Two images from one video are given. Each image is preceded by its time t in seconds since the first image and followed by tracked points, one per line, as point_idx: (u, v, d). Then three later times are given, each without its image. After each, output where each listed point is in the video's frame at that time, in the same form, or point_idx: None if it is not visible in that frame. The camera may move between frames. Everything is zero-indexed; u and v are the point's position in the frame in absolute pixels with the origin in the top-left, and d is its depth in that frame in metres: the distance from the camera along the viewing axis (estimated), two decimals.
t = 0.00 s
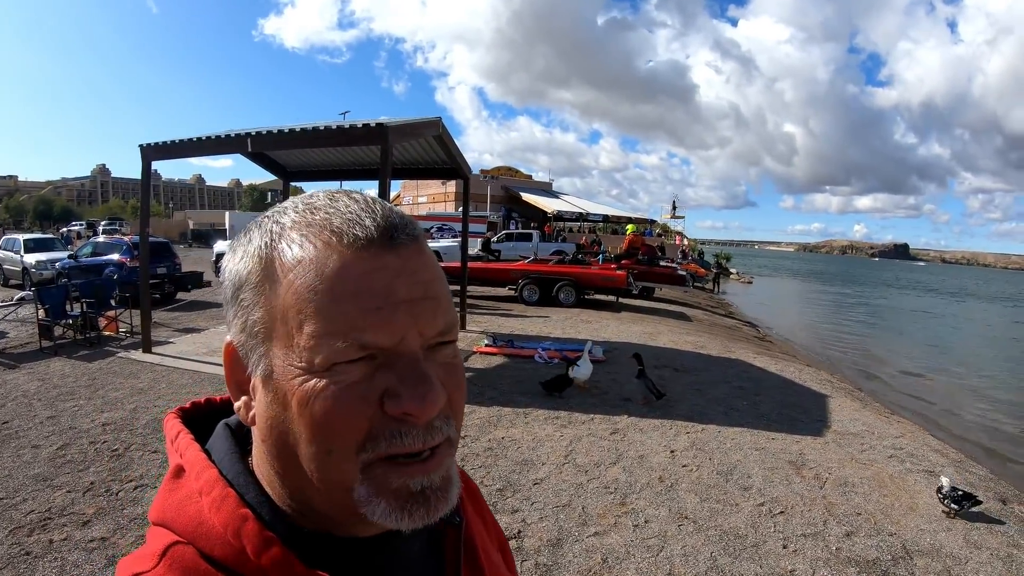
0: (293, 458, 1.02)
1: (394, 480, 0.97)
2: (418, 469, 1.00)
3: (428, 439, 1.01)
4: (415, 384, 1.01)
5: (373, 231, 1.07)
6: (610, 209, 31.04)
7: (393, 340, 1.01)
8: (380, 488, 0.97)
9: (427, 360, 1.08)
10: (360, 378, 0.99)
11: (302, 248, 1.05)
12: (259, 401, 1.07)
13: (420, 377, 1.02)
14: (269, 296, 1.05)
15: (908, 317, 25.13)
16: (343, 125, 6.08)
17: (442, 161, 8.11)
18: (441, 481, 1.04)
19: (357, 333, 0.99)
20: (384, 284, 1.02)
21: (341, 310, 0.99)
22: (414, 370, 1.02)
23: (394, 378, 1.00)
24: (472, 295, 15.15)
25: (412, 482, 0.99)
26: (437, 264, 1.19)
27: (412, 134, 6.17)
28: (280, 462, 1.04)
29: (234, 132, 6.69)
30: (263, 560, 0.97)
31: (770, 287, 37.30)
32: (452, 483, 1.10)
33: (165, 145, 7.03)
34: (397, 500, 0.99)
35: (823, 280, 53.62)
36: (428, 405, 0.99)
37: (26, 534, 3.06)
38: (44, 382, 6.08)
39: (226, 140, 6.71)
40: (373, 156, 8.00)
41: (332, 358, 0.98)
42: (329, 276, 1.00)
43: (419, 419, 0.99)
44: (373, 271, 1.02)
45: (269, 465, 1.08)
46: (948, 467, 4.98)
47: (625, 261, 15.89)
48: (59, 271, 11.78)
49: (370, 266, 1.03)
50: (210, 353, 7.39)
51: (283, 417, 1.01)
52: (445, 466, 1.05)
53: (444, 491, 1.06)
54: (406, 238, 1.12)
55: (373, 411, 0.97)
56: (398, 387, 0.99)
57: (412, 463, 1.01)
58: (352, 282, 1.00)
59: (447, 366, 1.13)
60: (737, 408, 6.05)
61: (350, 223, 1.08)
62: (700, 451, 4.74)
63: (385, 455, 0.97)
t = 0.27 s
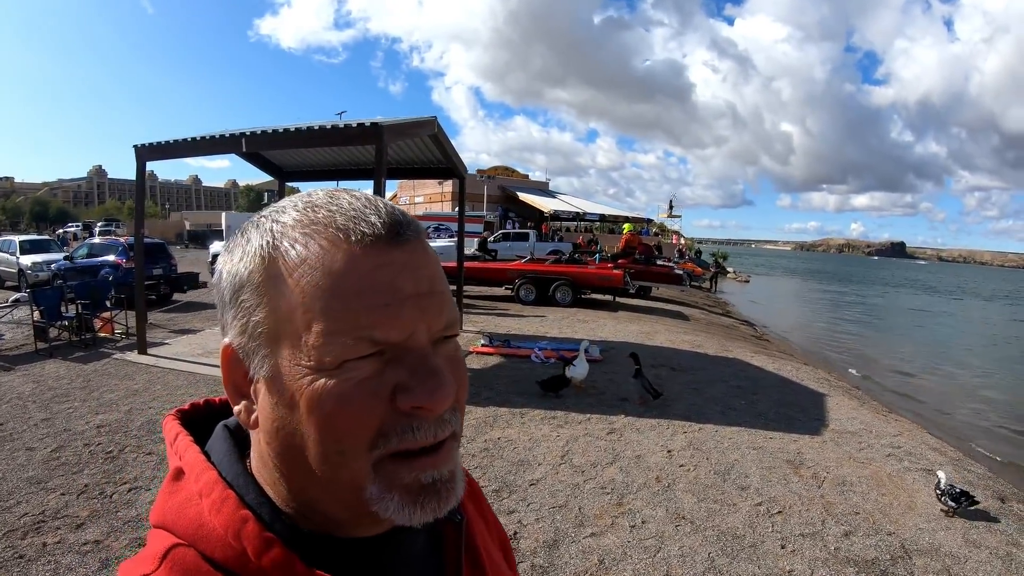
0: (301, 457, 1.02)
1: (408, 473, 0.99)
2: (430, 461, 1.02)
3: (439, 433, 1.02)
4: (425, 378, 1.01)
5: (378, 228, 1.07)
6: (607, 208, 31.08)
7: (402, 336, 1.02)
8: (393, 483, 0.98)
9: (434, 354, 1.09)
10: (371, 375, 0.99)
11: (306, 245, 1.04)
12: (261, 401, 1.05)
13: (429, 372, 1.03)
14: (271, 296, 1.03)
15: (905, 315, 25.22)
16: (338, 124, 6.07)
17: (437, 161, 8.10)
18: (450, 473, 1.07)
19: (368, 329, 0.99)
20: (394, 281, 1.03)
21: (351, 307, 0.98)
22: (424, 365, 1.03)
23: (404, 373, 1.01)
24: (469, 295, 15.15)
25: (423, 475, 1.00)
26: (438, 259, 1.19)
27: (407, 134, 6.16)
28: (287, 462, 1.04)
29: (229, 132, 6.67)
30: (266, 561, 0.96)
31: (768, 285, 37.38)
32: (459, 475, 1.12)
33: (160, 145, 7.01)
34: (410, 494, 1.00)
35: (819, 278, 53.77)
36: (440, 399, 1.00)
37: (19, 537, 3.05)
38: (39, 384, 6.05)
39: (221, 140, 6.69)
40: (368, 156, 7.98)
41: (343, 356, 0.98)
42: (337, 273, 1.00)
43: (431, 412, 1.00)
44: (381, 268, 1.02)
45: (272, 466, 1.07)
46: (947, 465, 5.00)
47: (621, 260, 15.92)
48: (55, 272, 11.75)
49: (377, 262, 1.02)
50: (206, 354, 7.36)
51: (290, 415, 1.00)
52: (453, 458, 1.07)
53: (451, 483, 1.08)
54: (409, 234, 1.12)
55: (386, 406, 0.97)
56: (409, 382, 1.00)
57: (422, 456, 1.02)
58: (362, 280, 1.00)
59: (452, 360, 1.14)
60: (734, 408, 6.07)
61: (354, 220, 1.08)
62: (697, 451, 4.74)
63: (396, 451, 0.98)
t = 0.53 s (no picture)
0: (304, 449, 1.01)
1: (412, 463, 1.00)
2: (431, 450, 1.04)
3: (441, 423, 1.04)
4: (430, 368, 1.02)
5: (381, 220, 1.07)
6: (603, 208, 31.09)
7: (406, 326, 1.03)
8: (397, 472, 1.00)
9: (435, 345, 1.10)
10: (376, 365, 0.99)
11: (309, 237, 1.03)
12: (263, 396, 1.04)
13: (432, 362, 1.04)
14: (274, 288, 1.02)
15: (901, 313, 25.31)
16: (333, 124, 6.05)
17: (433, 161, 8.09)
18: (449, 463, 1.09)
19: (374, 319, 0.99)
20: (400, 271, 1.03)
21: (357, 298, 0.98)
22: (428, 355, 1.04)
23: (409, 363, 1.01)
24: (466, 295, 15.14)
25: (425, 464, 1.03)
26: (435, 252, 1.21)
27: (402, 133, 6.15)
28: (288, 454, 1.03)
29: (223, 132, 6.65)
30: (259, 550, 0.96)
31: (765, 284, 37.45)
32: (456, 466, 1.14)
33: (154, 146, 6.98)
34: (414, 483, 1.02)
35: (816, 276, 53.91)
36: (444, 389, 1.02)
37: (12, 540, 3.03)
38: (34, 386, 6.01)
39: (215, 141, 6.67)
40: (363, 156, 7.97)
41: (349, 346, 0.98)
42: (342, 265, 1.00)
43: (435, 401, 1.01)
44: (386, 258, 1.03)
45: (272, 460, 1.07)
46: (944, 463, 5.02)
47: (617, 259, 15.93)
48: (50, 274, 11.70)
49: (383, 253, 1.03)
50: (202, 356, 7.34)
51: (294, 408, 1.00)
52: (451, 447, 1.09)
53: (449, 472, 1.10)
54: (410, 227, 1.13)
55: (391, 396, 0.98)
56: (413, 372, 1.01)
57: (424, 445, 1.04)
58: (368, 271, 1.00)
59: (450, 351, 1.16)
60: (730, 407, 6.07)
61: (357, 210, 1.08)
62: (693, 450, 4.75)
63: (400, 440, 0.99)
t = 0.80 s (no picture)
0: (304, 420, 1.07)
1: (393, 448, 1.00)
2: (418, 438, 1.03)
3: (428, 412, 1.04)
4: (419, 352, 1.03)
5: (391, 206, 1.12)
6: (598, 208, 31.13)
7: (401, 310, 1.05)
8: (380, 456, 1.00)
9: (436, 333, 1.11)
10: (367, 345, 1.03)
11: (325, 220, 1.13)
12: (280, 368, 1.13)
13: (425, 348, 1.05)
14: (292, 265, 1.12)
15: (896, 312, 25.44)
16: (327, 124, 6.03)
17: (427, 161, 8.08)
18: (442, 458, 1.06)
19: (367, 299, 1.03)
20: (397, 257, 1.07)
21: (353, 278, 1.04)
22: (421, 340, 1.06)
23: (399, 347, 1.04)
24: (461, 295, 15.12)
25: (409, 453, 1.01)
26: (455, 245, 1.22)
27: (398, 133, 6.13)
28: (294, 423, 1.10)
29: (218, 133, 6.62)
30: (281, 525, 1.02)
31: (760, 284, 37.58)
32: (456, 462, 1.12)
33: (148, 148, 6.95)
34: (393, 470, 1.01)
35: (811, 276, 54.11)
36: (429, 376, 1.01)
37: (7, 543, 3.01)
38: (28, 389, 5.97)
39: (209, 142, 6.64)
40: (357, 156, 7.95)
41: (342, 323, 1.02)
42: (346, 246, 1.06)
43: (420, 387, 1.01)
44: (386, 243, 1.07)
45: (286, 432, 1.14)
46: (941, 460, 5.04)
47: (613, 259, 15.97)
48: (44, 277, 11.63)
49: (383, 237, 1.08)
50: (197, 357, 7.30)
51: (298, 382, 1.07)
52: (447, 441, 1.07)
53: (443, 469, 1.07)
54: (422, 216, 1.16)
55: (377, 377, 1.01)
56: (402, 355, 1.03)
57: (416, 433, 1.03)
58: (366, 254, 1.06)
59: (458, 343, 1.15)
60: (727, 405, 6.09)
61: (370, 198, 1.14)
62: (690, 449, 4.76)
63: (385, 423, 1.00)
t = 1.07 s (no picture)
0: (324, 432, 1.09)
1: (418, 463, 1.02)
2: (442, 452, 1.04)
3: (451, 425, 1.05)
4: (441, 366, 1.05)
5: (409, 216, 1.12)
6: (592, 208, 31.19)
7: (422, 322, 1.06)
8: (403, 469, 1.02)
9: (455, 343, 1.12)
10: (388, 359, 1.04)
11: (341, 229, 1.13)
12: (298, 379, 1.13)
13: (446, 361, 1.07)
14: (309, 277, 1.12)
15: (888, 310, 25.63)
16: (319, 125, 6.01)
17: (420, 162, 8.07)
18: (464, 469, 1.08)
19: (389, 314, 1.04)
20: (417, 270, 1.08)
21: (373, 291, 1.04)
22: (442, 353, 1.07)
23: (420, 360, 1.05)
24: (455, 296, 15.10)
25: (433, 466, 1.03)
26: (471, 251, 1.23)
27: (390, 134, 6.11)
28: (313, 435, 1.11)
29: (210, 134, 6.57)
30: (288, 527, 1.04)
31: (752, 283, 37.77)
32: (477, 472, 1.14)
33: (139, 149, 6.90)
34: (418, 484, 1.03)
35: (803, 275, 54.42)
36: (452, 390, 1.03)
37: None
38: (19, 393, 5.90)
39: (201, 143, 6.60)
40: (350, 157, 7.93)
41: (364, 338, 1.04)
42: (365, 258, 1.06)
43: (444, 401, 1.02)
44: (406, 254, 1.08)
45: (303, 442, 1.16)
46: (936, 458, 5.08)
47: (606, 259, 16.00)
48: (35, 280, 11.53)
49: (401, 249, 1.08)
50: (190, 360, 7.25)
51: (319, 395, 1.07)
52: (470, 452, 1.09)
53: (465, 479, 1.09)
54: (439, 224, 1.16)
55: (402, 390, 1.02)
56: (424, 369, 1.04)
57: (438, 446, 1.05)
58: (386, 267, 1.06)
59: (477, 352, 1.16)
60: (722, 405, 6.12)
61: (386, 207, 1.14)
62: (686, 449, 4.78)
63: (408, 436, 1.02)
